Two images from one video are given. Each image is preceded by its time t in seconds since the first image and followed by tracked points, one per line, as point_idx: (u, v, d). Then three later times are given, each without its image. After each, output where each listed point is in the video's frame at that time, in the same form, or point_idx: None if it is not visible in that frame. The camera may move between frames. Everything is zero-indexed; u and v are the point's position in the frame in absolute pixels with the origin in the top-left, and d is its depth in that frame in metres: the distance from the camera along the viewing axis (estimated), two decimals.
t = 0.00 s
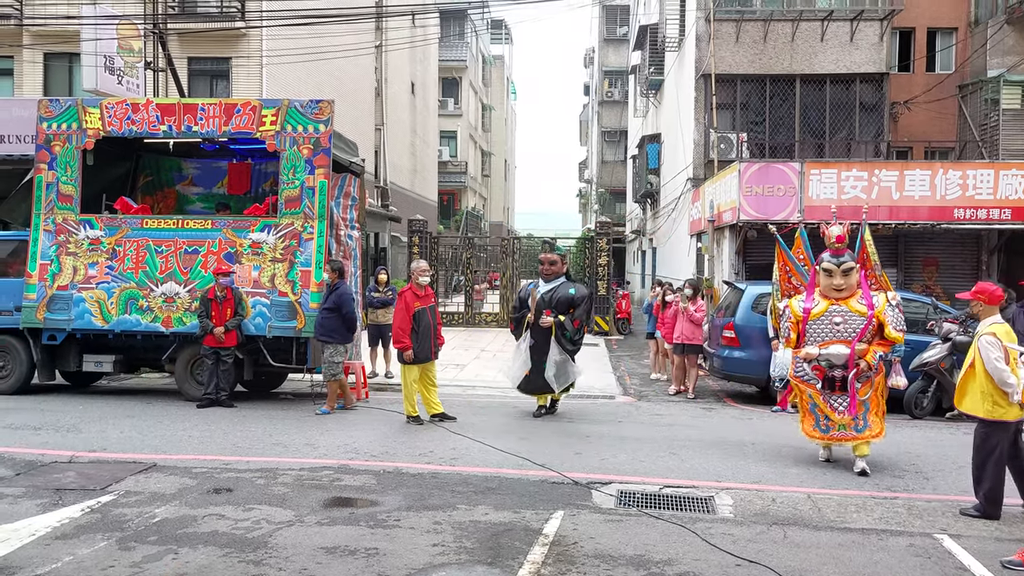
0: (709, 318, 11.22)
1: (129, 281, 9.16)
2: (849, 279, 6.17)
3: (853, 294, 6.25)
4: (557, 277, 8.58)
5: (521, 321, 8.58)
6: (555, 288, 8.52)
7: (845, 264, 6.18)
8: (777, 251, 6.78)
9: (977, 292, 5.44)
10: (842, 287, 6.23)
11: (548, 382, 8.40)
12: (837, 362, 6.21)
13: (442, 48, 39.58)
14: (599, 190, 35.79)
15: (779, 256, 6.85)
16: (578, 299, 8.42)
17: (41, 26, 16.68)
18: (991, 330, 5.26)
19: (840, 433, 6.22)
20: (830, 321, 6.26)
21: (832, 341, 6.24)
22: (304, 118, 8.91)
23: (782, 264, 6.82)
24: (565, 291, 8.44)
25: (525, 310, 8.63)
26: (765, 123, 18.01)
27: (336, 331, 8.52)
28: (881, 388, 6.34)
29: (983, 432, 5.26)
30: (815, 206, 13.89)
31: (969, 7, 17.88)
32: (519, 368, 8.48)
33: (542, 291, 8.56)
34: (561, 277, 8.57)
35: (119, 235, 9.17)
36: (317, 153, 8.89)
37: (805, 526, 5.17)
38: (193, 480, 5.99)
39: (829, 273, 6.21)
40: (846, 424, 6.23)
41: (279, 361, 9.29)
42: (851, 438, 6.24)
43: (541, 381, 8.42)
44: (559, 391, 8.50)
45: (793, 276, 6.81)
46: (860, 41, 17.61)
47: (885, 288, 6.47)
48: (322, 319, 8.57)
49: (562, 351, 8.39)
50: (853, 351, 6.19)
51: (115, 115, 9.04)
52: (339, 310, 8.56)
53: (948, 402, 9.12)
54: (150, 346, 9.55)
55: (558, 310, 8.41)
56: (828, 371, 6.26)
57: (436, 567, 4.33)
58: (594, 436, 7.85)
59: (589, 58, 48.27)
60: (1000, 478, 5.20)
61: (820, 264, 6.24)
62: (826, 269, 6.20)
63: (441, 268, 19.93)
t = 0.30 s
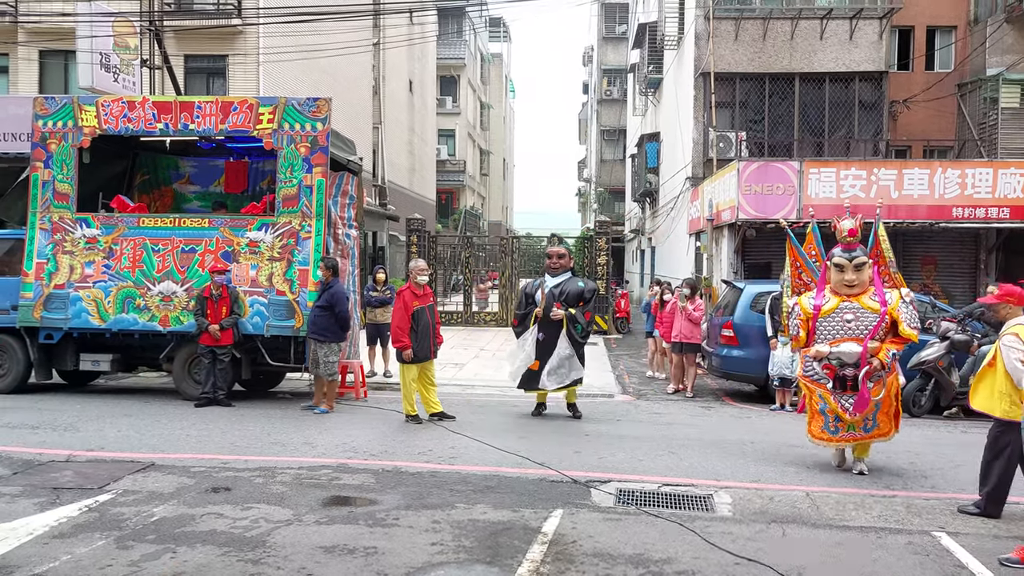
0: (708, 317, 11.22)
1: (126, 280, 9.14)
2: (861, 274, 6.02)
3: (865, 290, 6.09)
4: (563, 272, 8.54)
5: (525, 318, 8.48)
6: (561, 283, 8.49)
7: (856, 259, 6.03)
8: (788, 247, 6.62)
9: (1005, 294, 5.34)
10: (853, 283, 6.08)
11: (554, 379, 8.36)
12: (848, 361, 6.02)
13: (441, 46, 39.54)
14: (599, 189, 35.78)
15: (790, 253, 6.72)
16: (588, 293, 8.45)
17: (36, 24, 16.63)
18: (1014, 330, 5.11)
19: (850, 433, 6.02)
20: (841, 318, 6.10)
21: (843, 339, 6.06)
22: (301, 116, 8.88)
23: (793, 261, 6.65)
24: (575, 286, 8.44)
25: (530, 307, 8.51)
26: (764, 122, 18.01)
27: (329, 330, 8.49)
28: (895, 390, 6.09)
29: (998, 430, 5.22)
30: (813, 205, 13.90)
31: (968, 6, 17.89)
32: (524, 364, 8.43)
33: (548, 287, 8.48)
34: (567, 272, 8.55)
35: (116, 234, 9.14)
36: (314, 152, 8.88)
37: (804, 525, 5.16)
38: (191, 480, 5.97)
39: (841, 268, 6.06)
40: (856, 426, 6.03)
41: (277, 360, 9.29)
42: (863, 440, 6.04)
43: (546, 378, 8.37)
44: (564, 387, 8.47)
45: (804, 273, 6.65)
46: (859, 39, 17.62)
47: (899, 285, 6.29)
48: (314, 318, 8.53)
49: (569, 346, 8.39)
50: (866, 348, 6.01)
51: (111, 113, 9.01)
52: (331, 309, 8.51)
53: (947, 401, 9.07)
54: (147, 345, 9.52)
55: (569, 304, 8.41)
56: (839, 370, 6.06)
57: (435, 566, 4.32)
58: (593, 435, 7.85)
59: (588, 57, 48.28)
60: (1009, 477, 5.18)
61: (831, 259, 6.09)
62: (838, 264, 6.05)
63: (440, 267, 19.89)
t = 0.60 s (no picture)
0: (706, 317, 11.21)
1: (123, 279, 9.12)
2: (862, 279, 5.90)
3: (866, 296, 5.98)
4: (575, 276, 8.52)
5: (540, 322, 8.47)
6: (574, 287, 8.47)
7: (857, 263, 5.91)
8: (783, 252, 6.50)
9: None
10: (854, 288, 5.95)
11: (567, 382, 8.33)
12: (850, 370, 5.88)
13: (438, 45, 39.50)
14: (596, 188, 35.77)
15: (785, 258, 6.60)
16: (603, 296, 8.44)
17: (35, 24, 16.59)
18: None
19: (850, 446, 5.87)
20: (841, 325, 5.97)
21: (843, 347, 5.93)
22: (300, 116, 8.86)
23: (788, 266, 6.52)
24: (589, 288, 8.42)
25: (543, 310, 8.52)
26: (762, 121, 18.00)
27: (325, 330, 8.47)
28: (897, 399, 5.99)
29: (1020, 431, 5.23)
30: (811, 204, 13.90)
31: (967, 5, 17.89)
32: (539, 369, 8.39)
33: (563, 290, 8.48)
34: (580, 276, 8.53)
35: (114, 234, 9.12)
36: (312, 152, 8.86)
37: (803, 525, 5.16)
38: (189, 480, 5.95)
39: (841, 272, 5.94)
40: (858, 437, 5.89)
41: (275, 360, 9.28)
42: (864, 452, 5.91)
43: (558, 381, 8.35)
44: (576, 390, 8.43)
45: (800, 278, 6.52)
46: (857, 39, 17.64)
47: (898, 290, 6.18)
48: (310, 318, 8.50)
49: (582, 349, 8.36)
50: (868, 356, 5.87)
51: (109, 113, 8.99)
52: (327, 310, 8.48)
53: (946, 400, 9.00)
54: (145, 345, 9.50)
55: (584, 307, 8.40)
56: (840, 379, 5.91)
57: (434, 567, 4.31)
58: (592, 435, 7.83)
59: (586, 56, 48.29)
60: None
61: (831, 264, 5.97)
62: (837, 268, 5.93)
63: (436, 266, 19.68)
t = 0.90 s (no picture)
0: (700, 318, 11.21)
1: (114, 281, 9.06)
2: (853, 277, 5.73)
3: (856, 293, 5.82)
4: (575, 272, 8.46)
5: (545, 321, 8.44)
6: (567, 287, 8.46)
7: (849, 260, 5.74)
8: (769, 245, 6.30)
9: None
10: (844, 286, 5.79)
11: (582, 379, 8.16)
12: (838, 371, 5.74)
13: (432, 46, 39.47)
14: (590, 189, 35.78)
15: (771, 250, 6.41)
16: (605, 291, 8.39)
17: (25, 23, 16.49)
18: None
19: (837, 450, 5.77)
20: (830, 324, 5.81)
21: (832, 347, 5.78)
22: (292, 117, 8.81)
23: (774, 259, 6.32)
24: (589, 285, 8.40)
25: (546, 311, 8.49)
26: (754, 123, 18.03)
27: (308, 331, 8.38)
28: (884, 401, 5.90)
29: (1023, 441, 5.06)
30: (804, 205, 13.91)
31: (958, 7, 17.95)
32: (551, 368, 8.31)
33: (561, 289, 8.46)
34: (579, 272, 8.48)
35: (105, 235, 9.05)
36: (305, 152, 8.81)
37: (796, 528, 5.15)
38: (180, 484, 5.91)
39: (832, 269, 5.76)
40: (845, 440, 5.78)
41: (267, 361, 9.21)
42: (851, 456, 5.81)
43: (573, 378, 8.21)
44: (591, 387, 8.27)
45: (786, 273, 6.33)
46: (849, 41, 17.69)
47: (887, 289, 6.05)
48: (293, 320, 8.39)
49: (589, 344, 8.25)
50: (857, 357, 5.73)
51: (100, 113, 8.92)
52: (311, 311, 8.39)
53: (938, 402, 9.02)
54: (136, 346, 9.44)
55: (587, 303, 8.35)
56: (827, 381, 5.79)
57: (427, 572, 4.28)
58: (586, 437, 7.82)
59: (579, 57, 48.37)
60: None
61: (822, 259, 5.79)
62: (828, 264, 5.76)
63: (431, 267, 19.88)
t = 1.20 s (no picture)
0: (691, 318, 11.24)
1: (104, 282, 9.01)
2: (852, 281, 5.40)
3: (854, 298, 5.52)
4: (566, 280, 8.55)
5: (548, 326, 8.27)
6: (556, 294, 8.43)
7: (847, 263, 5.42)
8: (763, 246, 6.12)
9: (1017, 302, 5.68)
10: (842, 290, 5.46)
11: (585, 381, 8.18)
12: (834, 381, 5.44)
13: (423, 46, 39.43)
14: (581, 189, 35.81)
15: (763, 252, 6.22)
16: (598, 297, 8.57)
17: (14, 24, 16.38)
18: None
19: (831, 464, 5.48)
20: (826, 330, 5.49)
21: (828, 354, 5.48)
22: (283, 117, 8.78)
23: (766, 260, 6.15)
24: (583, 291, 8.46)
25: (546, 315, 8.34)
26: (746, 123, 18.09)
27: (284, 331, 8.33)
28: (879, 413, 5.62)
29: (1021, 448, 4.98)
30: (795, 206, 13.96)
31: (948, 8, 18.04)
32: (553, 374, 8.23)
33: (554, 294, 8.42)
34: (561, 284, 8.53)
35: (95, 236, 9.01)
36: (296, 153, 8.78)
37: (788, 528, 5.17)
38: (170, 486, 5.87)
39: (830, 273, 5.43)
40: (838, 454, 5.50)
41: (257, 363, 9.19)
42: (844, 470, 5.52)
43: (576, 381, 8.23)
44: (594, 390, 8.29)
45: (778, 277, 6.16)
46: (840, 41, 17.76)
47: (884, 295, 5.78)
48: (268, 320, 8.36)
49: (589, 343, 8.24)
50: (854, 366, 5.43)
51: (90, 114, 8.87)
52: (285, 310, 8.35)
53: (929, 402, 9.07)
54: (126, 348, 9.39)
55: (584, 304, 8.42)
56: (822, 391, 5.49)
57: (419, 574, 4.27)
58: (578, 438, 7.82)
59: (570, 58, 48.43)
60: None
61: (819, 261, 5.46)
62: (826, 266, 5.43)
63: (422, 267, 19.82)
